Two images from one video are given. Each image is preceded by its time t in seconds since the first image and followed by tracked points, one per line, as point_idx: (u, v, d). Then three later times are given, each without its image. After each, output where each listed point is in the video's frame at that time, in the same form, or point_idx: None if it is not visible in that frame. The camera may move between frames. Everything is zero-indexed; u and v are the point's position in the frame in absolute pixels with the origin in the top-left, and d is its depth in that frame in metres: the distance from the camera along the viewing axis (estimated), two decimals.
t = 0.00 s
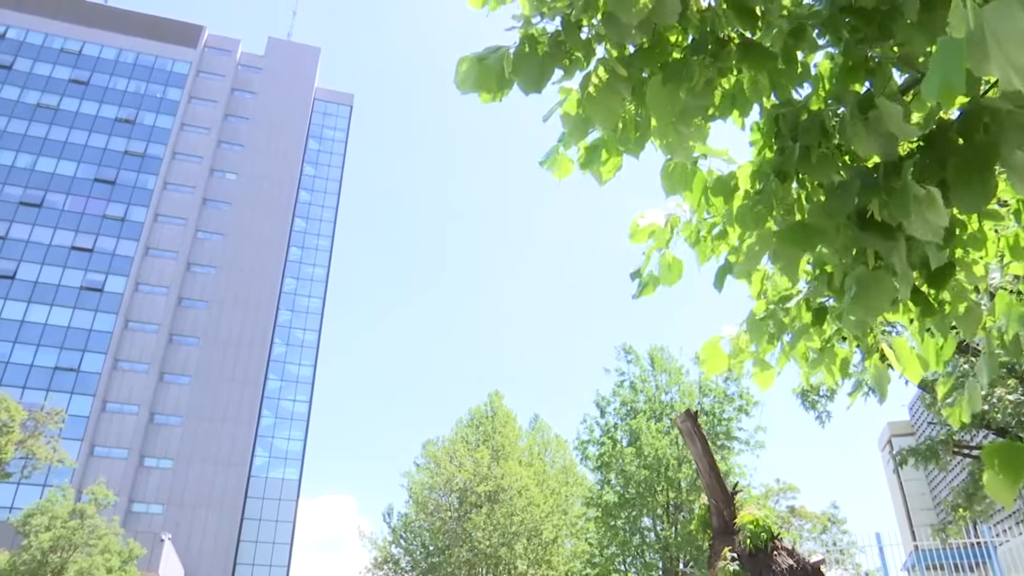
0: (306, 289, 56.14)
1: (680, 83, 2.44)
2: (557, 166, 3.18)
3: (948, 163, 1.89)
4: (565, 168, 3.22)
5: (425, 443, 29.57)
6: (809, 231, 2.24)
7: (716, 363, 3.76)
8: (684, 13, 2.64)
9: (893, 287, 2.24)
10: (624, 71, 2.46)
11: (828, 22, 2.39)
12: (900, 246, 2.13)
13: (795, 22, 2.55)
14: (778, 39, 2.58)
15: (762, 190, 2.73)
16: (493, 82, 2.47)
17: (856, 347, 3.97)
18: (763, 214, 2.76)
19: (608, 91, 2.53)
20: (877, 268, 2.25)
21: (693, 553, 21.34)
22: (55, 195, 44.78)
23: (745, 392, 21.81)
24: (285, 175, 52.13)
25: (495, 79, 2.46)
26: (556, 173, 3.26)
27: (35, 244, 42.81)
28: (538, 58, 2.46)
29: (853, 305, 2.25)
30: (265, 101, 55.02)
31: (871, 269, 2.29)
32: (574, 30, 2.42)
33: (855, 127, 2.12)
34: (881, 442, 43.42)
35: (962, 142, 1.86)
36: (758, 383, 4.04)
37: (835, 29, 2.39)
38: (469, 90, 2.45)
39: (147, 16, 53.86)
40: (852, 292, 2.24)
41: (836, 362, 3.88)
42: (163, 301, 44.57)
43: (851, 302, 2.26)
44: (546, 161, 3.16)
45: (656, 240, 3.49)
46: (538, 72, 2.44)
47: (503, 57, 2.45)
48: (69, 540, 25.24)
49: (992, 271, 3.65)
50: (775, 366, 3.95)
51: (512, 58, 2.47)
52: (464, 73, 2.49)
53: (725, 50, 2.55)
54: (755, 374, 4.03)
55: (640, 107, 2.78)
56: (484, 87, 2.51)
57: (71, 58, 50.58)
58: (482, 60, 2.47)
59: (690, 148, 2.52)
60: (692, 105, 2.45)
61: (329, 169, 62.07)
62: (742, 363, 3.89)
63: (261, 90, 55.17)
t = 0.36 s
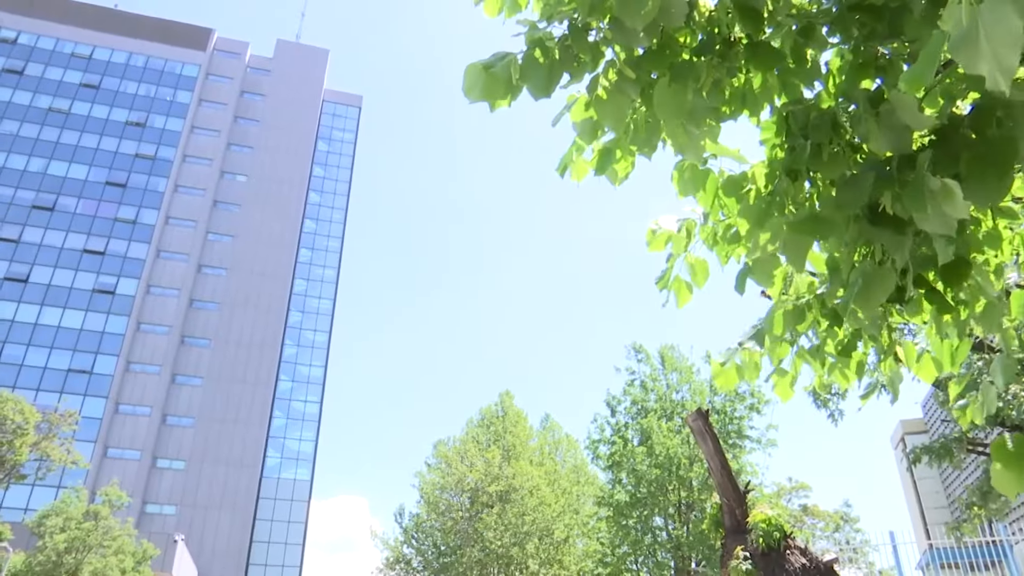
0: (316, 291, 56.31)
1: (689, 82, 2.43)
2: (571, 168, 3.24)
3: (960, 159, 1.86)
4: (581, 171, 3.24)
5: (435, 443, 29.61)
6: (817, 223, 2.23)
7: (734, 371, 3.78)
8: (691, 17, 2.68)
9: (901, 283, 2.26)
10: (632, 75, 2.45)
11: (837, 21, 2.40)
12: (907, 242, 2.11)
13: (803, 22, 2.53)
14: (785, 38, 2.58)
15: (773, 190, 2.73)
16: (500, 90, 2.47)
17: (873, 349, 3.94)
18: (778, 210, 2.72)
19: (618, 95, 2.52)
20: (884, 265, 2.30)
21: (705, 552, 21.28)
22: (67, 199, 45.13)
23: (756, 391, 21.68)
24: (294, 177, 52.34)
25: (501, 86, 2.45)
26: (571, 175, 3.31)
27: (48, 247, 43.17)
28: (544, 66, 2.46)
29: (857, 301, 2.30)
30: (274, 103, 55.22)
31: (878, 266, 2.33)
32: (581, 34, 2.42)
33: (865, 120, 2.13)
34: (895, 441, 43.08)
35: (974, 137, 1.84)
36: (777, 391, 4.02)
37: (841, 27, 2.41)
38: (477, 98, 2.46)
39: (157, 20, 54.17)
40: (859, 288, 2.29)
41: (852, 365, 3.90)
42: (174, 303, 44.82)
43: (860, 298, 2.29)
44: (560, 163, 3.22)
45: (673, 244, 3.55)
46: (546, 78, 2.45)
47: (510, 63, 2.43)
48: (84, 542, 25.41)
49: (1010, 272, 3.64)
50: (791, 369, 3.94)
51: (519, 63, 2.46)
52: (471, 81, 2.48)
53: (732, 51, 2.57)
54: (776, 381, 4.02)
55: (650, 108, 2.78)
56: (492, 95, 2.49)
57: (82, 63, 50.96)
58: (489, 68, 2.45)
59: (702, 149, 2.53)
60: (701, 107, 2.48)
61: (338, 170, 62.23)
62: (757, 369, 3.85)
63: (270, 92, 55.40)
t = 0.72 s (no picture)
0: (330, 292, 56.52)
1: (699, 73, 2.43)
2: (580, 163, 3.23)
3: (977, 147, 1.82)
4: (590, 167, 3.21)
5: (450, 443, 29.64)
6: (825, 212, 2.21)
7: (743, 368, 3.76)
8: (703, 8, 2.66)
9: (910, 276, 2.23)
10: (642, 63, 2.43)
11: (850, 12, 2.34)
12: (921, 233, 2.11)
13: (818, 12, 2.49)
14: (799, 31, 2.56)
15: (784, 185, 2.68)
16: (508, 75, 2.47)
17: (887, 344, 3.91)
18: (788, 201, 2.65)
19: (627, 85, 2.50)
20: (895, 258, 2.26)
21: (721, 551, 21.19)
22: (83, 203, 45.59)
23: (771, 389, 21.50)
24: (307, 178, 52.57)
25: (510, 72, 2.45)
26: (580, 172, 3.31)
27: (65, 251, 43.62)
28: (556, 53, 2.45)
29: (870, 292, 2.27)
30: (286, 106, 55.45)
31: (889, 259, 2.30)
32: (592, 22, 2.41)
33: (876, 112, 2.10)
34: (913, 438, 42.67)
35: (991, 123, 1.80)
36: (788, 386, 3.99)
37: (856, 18, 2.35)
38: (485, 80, 2.46)
39: (170, 25, 54.55)
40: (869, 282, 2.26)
41: (863, 359, 3.87)
42: (190, 306, 45.12)
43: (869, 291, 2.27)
44: (570, 160, 3.22)
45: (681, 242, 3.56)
46: (556, 66, 2.44)
47: (518, 49, 2.43)
48: (103, 544, 25.60)
49: None
50: (803, 364, 3.90)
51: (528, 50, 2.46)
52: (480, 65, 2.49)
53: (745, 40, 2.52)
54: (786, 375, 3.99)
55: (660, 101, 2.76)
56: (500, 79, 2.50)
57: (96, 69, 51.43)
58: (498, 50, 2.44)
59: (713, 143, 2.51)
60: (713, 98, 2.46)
61: (350, 172, 62.45)
62: (769, 365, 3.82)
63: (283, 95, 55.64)
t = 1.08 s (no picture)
0: (348, 293, 56.75)
1: (712, 65, 2.38)
2: (591, 158, 3.18)
3: (1001, 137, 1.83)
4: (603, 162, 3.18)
5: (468, 443, 29.68)
6: (847, 201, 2.14)
7: (757, 365, 3.73)
8: None
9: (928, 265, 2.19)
10: (656, 56, 2.39)
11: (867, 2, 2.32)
12: (942, 224, 2.06)
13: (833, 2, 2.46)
14: (814, 22, 2.53)
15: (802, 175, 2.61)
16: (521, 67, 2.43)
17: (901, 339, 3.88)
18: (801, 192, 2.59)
19: (642, 77, 2.45)
20: (910, 249, 2.21)
21: (742, 550, 21.02)
22: (103, 209, 46.13)
23: (791, 386, 21.29)
24: (323, 180, 52.80)
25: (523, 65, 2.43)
26: (592, 166, 3.26)
27: (85, 257, 44.14)
28: (570, 47, 2.40)
29: (889, 283, 2.22)
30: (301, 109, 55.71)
31: (909, 249, 2.24)
32: (607, 15, 2.37)
33: (898, 102, 2.04)
34: (935, 434, 42.13)
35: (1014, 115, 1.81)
36: (803, 383, 3.94)
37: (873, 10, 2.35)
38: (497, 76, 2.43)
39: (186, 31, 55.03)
40: (887, 270, 2.22)
41: (881, 356, 3.82)
42: (209, 309, 45.50)
43: (888, 281, 2.23)
44: (580, 154, 3.15)
45: (694, 237, 3.56)
46: (570, 62, 2.39)
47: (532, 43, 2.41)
48: (127, 545, 25.89)
49: None
50: (817, 360, 3.86)
51: (542, 43, 2.43)
52: (492, 59, 2.48)
53: (760, 31, 2.50)
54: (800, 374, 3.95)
55: (674, 95, 2.72)
56: (511, 74, 2.49)
57: (114, 75, 52.00)
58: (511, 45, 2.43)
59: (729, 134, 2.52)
60: (725, 88, 2.43)
61: (366, 174, 62.68)
62: (784, 361, 3.79)
63: (297, 98, 55.94)
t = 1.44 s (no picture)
0: (365, 295, 56.99)
1: (728, 65, 2.37)
2: (610, 162, 3.15)
3: None
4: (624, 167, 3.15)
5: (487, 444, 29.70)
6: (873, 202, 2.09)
7: (782, 366, 3.70)
8: None
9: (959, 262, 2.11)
10: (672, 60, 2.38)
11: None
12: (972, 220, 2.07)
13: None
14: (830, 18, 2.53)
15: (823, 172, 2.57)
16: (537, 76, 2.46)
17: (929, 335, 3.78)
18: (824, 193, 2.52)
19: (659, 80, 2.44)
20: (941, 246, 2.14)
21: (763, 549, 20.85)
22: (122, 214, 46.67)
23: (811, 383, 21.08)
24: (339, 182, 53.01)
25: (538, 73, 2.44)
26: (612, 170, 3.22)
27: (105, 262, 44.63)
28: (584, 52, 2.46)
29: (920, 284, 2.12)
30: (317, 111, 55.95)
31: (939, 246, 2.16)
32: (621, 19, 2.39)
33: (919, 98, 2.09)
34: (959, 430, 41.54)
35: None
36: (831, 384, 3.87)
37: (889, 5, 2.35)
38: (513, 85, 2.45)
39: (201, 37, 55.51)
40: (917, 268, 2.13)
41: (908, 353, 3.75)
42: (227, 312, 45.87)
43: (915, 278, 2.15)
44: (599, 158, 3.14)
45: (715, 235, 3.51)
46: (584, 66, 2.44)
47: (547, 49, 2.43)
48: (149, 547, 26.13)
49: None
50: (844, 360, 3.78)
51: (557, 50, 2.45)
52: (508, 68, 2.48)
53: (776, 30, 2.48)
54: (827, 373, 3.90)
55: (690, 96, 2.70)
56: (527, 82, 2.50)
57: (131, 82, 52.59)
58: (525, 52, 2.44)
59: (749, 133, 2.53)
60: (743, 88, 2.42)
61: (381, 175, 62.90)
62: (811, 361, 3.72)
63: (313, 101, 56.21)
